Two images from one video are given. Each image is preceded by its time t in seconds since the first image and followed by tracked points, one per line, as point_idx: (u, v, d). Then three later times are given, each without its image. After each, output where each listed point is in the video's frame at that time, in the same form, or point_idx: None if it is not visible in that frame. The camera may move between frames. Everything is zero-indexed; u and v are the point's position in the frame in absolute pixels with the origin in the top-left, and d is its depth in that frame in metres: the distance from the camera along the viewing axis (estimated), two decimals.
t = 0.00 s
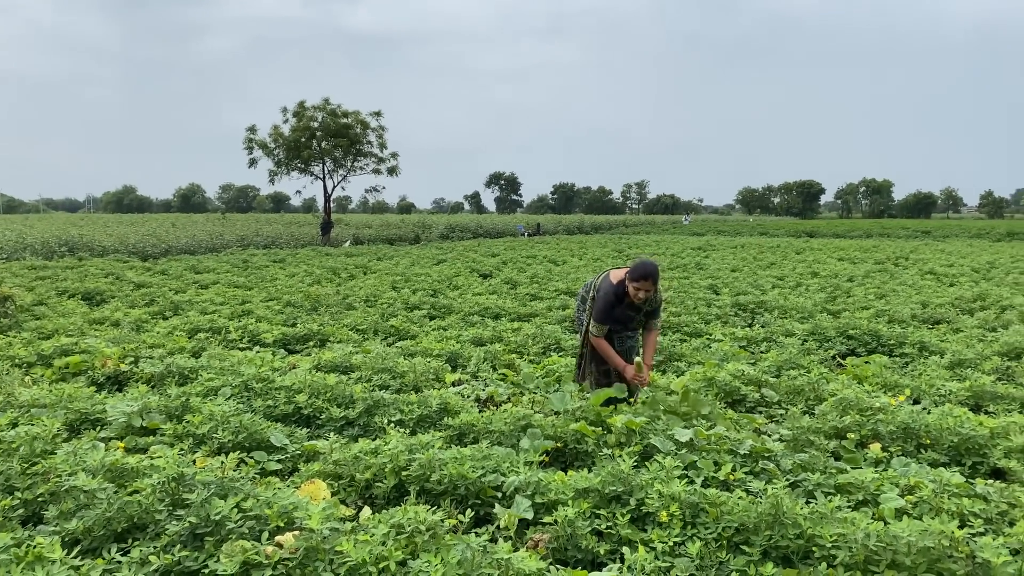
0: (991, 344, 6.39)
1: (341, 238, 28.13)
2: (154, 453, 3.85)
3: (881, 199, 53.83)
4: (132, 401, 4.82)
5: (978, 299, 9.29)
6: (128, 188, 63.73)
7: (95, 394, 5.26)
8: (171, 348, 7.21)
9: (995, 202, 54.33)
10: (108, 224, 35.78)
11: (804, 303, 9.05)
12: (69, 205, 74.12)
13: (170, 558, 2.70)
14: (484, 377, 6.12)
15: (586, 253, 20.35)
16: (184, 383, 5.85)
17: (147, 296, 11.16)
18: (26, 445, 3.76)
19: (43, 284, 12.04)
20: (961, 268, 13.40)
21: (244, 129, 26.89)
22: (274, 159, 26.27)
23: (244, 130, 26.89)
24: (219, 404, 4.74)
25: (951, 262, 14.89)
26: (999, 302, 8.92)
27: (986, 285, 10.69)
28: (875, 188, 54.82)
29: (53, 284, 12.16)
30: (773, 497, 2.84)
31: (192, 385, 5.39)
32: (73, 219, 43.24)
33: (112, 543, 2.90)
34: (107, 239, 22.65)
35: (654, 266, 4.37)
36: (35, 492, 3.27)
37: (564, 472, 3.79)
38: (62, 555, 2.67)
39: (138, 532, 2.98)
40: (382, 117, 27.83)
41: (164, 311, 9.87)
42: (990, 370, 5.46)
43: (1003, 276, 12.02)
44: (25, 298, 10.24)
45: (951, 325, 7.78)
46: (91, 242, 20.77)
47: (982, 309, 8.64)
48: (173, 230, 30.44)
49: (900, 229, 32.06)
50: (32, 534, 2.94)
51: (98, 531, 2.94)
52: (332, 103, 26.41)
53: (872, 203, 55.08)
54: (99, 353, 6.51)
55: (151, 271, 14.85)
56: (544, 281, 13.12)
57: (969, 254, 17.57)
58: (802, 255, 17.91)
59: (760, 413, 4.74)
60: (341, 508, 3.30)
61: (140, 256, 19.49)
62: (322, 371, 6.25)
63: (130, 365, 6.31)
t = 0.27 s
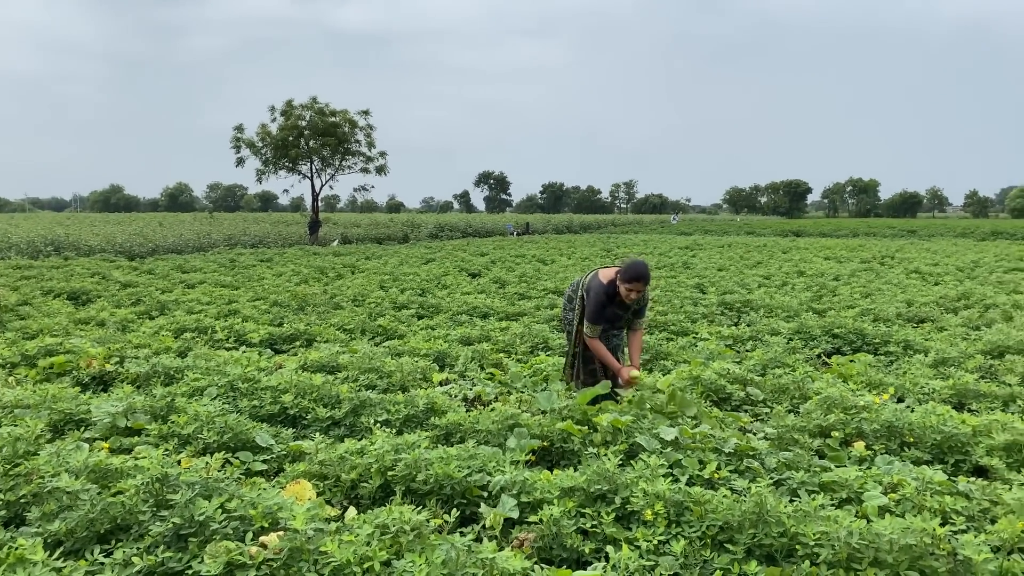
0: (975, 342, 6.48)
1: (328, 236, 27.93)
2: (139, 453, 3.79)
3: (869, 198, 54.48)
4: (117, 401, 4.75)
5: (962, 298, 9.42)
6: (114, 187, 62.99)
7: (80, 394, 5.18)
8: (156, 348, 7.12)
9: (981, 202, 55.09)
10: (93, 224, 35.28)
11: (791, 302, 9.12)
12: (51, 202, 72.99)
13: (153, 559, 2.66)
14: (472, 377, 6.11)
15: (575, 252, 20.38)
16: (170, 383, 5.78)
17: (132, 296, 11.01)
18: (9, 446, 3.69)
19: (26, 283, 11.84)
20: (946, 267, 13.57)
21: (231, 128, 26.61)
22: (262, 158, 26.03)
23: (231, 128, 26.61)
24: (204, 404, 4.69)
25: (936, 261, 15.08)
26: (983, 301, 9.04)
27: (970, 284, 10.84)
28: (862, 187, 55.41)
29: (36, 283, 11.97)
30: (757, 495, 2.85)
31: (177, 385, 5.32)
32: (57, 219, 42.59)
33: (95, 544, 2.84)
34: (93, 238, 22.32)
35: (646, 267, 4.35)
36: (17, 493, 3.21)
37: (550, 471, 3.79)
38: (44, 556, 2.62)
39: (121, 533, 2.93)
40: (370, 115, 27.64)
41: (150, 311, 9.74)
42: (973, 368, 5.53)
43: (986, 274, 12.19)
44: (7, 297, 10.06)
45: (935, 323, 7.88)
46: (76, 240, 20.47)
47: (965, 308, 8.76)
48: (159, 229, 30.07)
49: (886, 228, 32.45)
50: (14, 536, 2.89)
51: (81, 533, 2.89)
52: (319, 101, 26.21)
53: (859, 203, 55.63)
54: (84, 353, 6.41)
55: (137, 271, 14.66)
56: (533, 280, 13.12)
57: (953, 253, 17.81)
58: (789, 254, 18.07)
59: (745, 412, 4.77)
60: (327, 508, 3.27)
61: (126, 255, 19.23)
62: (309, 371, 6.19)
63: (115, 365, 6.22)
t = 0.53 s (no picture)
0: (957, 341, 6.57)
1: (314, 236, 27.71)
2: (120, 456, 3.73)
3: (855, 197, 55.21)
4: (99, 403, 4.66)
5: (944, 297, 9.55)
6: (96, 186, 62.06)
7: (60, 396, 5.08)
8: (139, 349, 7.00)
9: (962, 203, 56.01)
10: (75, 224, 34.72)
11: (775, 302, 9.20)
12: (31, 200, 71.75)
13: (133, 563, 2.61)
14: (457, 377, 6.08)
15: (561, 252, 20.41)
16: (152, 385, 5.69)
17: (115, 296, 10.84)
18: None
19: (5, 284, 11.61)
20: (929, 267, 13.75)
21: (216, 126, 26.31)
22: (246, 158, 25.74)
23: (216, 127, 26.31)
24: (187, 406, 4.62)
25: (920, 260, 15.29)
26: (965, 300, 9.18)
27: (953, 283, 10.99)
28: (847, 187, 56.06)
29: (15, 283, 11.74)
30: (740, 494, 2.87)
31: (160, 387, 5.24)
32: (39, 218, 41.85)
33: (75, 548, 2.79)
34: (75, 238, 21.94)
35: (637, 268, 4.37)
36: None
37: (535, 472, 3.78)
38: (22, 560, 2.56)
39: (101, 537, 2.87)
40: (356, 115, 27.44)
41: (133, 312, 9.59)
42: (955, 367, 5.61)
43: (968, 273, 12.38)
44: None
45: (918, 322, 7.98)
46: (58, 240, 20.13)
47: (948, 307, 8.88)
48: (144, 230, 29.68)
49: (870, 228, 32.88)
50: None
51: (60, 536, 2.83)
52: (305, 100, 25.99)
53: (844, 204, 56.28)
54: (65, 354, 6.30)
55: (121, 271, 14.45)
56: (519, 280, 13.11)
57: (936, 252, 18.07)
58: (774, 254, 18.25)
59: (730, 411, 4.80)
60: (310, 510, 3.24)
61: (110, 255, 18.93)
62: (293, 372, 6.13)
63: (97, 367, 6.11)
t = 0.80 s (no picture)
0: (938, 341, 6.68)
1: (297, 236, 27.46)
2: (100, 459, 3.65)
3: (837, 198, 55.99)
4: (79, 405, 4.57)
5: (925, 297, 9.71)
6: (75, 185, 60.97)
7: (38, 398, 4.96)
8: (120, 351, 6.87)
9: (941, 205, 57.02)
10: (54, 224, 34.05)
11: (758, 302, 9.29)
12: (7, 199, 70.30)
13: (113, 566, 2.56)
14: (441, 378, 6.05)
15: (546, 252, 20.45)
16: (133, 387, 5.58)
17: (96, 297, 10.63)
18: None
19: None
20: (910, 267, 13.98)
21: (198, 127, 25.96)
22: (229, 158, 25.41)
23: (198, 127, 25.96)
24: (168, 408, 4.54)
25: (900, 260, 15.54)
26: (945, 300, 9.33)
27: (933, 283, 11.18)
28: (829, 188, 56.86)
29: None
30: (722, 494, 2.88)
31: (140, 389, 5.14)
32: (16, 217, 41.03)
33: (54, 552, 2.72)
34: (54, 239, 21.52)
35: (626, 264, 4.40)
36: None
37: (518, 473, 3.77)
38: None
39: (81, 541, 2.81)
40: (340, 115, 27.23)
41: (114, 313, 9.42)
42: (935, 366, 5.70)
43: (948, 273, 12.59)
44: None
45: (899, 321, 8.10)
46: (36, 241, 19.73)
47: (928, 307, 9.03)
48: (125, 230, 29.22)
49: (851, 228, 33.34)
50: None
51: (39, 540, 2.75)
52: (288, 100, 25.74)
53: (825, 205, 57.03)
54: (44, 356, 6.16)
55: (101, 272, 14.20)
56: (504, 281, 13.10)
57: (917, 252, 18.37)
58: (757, 254, 18.45)
59: (712, 411, 4.83)
60: (292, 513, 3.20)
61: (91, 256, 18.59)
62: (275, 374, 6.06)
63: (77, 369, 5.99)
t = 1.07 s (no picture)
0: (917, 340, 6.81)
1: (279, 237, 27.15)
2: (80, 462, 3.57)
3: (818, 199, 56.79)
4: (59, 407, 4.47)
5: (905, 296, 9.88)
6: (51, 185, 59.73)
7: (16, 401, 4.84)
8: (101, 352, 6.73)
9: (917, 205, 58.15)
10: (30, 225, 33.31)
11: (740, 302, 9.40)
12: None
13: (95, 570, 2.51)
14: (425, 378, 6.02)
15: (530, 252, 20.47)
16: (114, 390, 5.47)
17: (76, 299, 10.41)
18: None
19: None
20: (890, 267, 14.23)
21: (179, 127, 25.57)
22: (210, 158, 25.05)
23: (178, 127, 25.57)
24: (150, 410, 4.46)
25: (881, 261, 15.80)
26: (924, 300, 9.51)
27: (912, 283, 11.39)
28: (810, 188, 57.69)
29: None
30: (705, 493, 2.90)
31: (121, 391, 5.05)
32: None
33: (33, 556, 2.66)
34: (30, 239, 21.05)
35: (612, 264, 4.41)
36: None
37: (502, 473, 3.76)
38: None
39: (61, 544, 2.75)
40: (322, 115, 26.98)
41: (94, 314, 9.23)
42: (915, 365, 5.80)
43: (927, 274, 12.83)
44: None
45: (880, 321, 8.24)
46: (12, 241, 19.29)
47: (908, 306, 9.19)
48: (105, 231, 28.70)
49: (832, 229, 33.84)
50: None
51: (18, 543, 2.68)
52: (270, 100, 25.45)
53: (806, 205, 57.82)
54: (22, 357, 6.01)
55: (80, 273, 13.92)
56: (488, 282, 13.09)
57: (896, 252, 18.70)
58: (739, 254, 18.67)
59: (695, 411, 4.86)
60: (275, 514, 3.16)
61: (69, 257, 18.20)
62: (257, 376, 5.98)
63: (57, 371, 5.86)
